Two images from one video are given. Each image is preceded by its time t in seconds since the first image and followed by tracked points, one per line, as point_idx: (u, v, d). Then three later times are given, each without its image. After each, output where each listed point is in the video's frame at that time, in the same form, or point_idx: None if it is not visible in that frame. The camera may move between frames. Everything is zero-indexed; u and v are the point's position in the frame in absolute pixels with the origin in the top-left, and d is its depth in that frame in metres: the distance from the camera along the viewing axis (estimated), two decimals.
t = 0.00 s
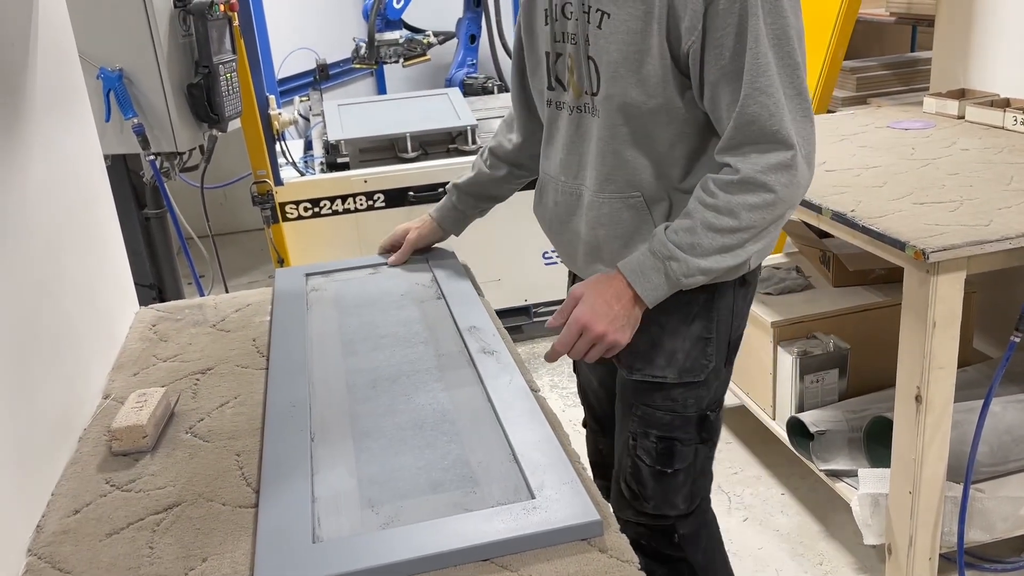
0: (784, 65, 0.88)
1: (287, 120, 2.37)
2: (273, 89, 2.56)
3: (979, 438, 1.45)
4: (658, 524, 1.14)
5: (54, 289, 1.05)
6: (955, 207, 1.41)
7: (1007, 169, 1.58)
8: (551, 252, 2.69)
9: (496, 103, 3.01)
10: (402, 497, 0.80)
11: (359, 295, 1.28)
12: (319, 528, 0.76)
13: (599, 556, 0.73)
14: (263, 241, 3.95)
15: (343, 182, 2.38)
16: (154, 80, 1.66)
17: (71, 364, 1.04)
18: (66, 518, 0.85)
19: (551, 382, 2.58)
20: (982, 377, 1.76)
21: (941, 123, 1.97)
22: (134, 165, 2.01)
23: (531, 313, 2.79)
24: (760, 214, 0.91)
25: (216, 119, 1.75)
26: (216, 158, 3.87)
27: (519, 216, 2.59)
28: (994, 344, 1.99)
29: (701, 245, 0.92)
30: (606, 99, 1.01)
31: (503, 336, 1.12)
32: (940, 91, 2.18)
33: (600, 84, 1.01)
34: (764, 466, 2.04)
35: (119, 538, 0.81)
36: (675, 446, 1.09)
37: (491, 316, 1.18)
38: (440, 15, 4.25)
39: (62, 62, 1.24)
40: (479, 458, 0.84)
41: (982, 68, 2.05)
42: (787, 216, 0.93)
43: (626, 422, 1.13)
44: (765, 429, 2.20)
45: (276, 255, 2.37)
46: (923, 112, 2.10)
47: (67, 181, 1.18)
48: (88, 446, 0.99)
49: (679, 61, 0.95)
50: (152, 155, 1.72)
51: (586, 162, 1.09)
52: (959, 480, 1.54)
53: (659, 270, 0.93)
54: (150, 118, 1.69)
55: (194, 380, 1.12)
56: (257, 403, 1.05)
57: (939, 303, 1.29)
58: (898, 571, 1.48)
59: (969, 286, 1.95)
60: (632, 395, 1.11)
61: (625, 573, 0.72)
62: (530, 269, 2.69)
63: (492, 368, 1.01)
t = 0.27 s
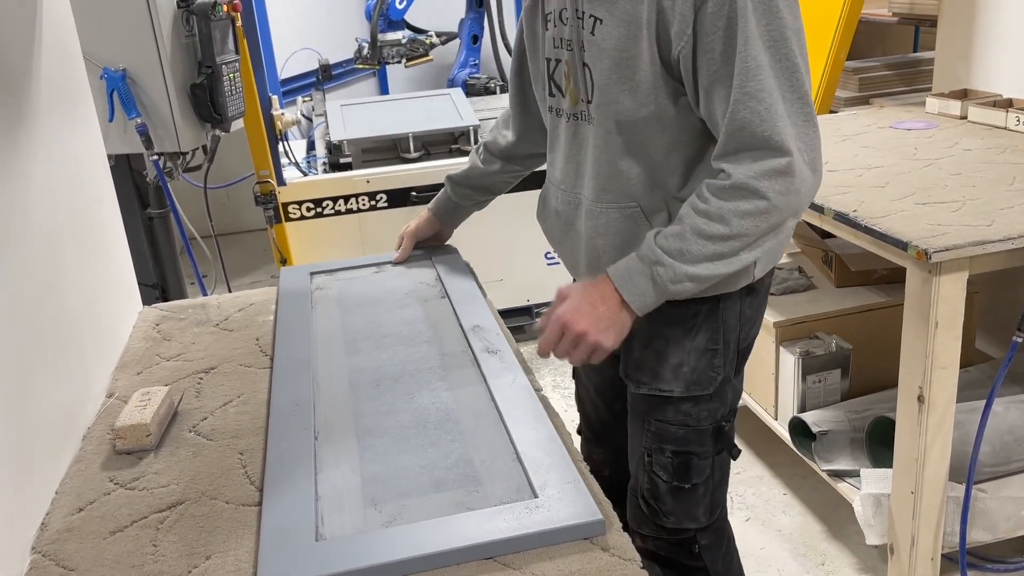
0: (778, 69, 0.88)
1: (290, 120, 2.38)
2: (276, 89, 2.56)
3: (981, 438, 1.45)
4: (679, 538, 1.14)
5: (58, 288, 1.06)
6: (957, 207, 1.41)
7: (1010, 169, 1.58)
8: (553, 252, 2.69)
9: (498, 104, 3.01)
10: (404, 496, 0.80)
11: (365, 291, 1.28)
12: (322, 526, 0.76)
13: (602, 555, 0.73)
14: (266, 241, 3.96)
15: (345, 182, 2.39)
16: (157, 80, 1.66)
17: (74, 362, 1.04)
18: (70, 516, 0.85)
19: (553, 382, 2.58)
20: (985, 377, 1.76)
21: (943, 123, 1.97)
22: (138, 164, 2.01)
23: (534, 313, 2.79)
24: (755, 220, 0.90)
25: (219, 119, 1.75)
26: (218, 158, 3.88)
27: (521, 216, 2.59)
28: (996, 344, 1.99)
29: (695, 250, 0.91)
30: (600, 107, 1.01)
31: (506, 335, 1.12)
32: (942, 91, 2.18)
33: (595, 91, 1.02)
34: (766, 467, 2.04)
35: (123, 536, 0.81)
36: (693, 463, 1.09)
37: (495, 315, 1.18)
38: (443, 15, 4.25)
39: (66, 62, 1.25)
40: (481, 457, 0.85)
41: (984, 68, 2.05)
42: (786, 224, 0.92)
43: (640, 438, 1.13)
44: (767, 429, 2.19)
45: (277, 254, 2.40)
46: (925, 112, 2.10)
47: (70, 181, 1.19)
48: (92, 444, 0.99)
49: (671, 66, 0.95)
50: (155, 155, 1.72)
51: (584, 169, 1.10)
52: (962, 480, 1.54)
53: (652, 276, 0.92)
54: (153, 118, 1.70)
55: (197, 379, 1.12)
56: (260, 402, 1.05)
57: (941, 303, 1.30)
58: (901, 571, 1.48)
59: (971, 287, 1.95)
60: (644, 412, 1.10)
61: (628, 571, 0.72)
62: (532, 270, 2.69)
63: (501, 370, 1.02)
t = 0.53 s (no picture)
0: (709, 73, 0.81)
1: (293, 120, 2.38)
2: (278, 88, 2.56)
3: (982, 437, 1.45)
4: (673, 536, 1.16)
5: (60, 287, 1.06)
6: (959, 206, 1.40)
7: (1012, 168, 1.58)
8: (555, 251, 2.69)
9: (500, 103, 3.01)
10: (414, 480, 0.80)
11: (389, 254, 1.29)
12: (332, 509, 0.77)
13: (602, 553, 0.73)
14: (268, 240, 3.96)
15: (347, 182, 2.38)
16: (160, 79, 1.67)
17: (77, 361, 1.05)
18: (72, 514, 0.86)
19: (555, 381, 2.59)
20: (986, 377, 1.76)
21: (945, 123, 1.97)
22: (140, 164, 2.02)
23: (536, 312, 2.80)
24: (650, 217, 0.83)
25: (221, 119, 1.76)
26: (220, 157, 3.88)
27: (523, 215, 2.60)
28: (998, 343, 1.99)
29: (574, 231, 0.86)
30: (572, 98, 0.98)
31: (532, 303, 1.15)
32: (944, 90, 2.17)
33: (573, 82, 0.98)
34: (767, 466, 2.04)
35: (125, 535, 0.81)
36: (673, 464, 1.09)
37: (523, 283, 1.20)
38: (445, 14, 4.26)
39: (69, 62, 1.25)
40: (494, 445, 0.85)
41: (986, 68, 2.04)
42: (682, 235, 0.84)
43: (628, 437, 1.13)
44: (768, 429, 2.19)
45: (280, 254, 2.44)
46: (927, 112, 2.10)
47: (73, 181, 1.19)
48: (95, 443, 0.99)
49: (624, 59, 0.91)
50: (157, 154, 1.73)
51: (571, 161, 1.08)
52: (963, 479, 1.54)
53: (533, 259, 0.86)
54: (155, 117, 1.70)
55: (199, 378, 1.13)
56: (263, 401, 1.05)
57: (942, 303, 1.30)
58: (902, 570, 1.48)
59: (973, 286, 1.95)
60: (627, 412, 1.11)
61: (628, 569, 0.72)
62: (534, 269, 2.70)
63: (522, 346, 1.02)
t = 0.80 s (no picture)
0: (580, 91, 0.81)
1: (294, 118, 2.38)
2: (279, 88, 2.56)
3: (983, 437, 1.45)
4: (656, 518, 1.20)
5: (62, 287, 1.06)
6: (960, 206, 1.40)
7: (1013, 168, 1.57)
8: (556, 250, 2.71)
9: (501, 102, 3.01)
10: (444, 433, 0.80)
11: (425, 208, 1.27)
12: (366, 457, 0.77)
13: (601, 552, 0.74)
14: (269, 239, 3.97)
15: (348, 181, 2.38)
16: (161, 79, 1.67)
17: (78, 361, 1.05)
18: (73, 513, 0.86)
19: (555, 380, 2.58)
20: (986, 377, 1.76)
21: (946, 122, 1.97)
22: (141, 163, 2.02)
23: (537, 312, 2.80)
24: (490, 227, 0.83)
25: (222, 118, 1.76)
26: (221, 156, 3.89)
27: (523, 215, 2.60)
28: (999, 343, 1.99)
29: (435, 236, 0.86)
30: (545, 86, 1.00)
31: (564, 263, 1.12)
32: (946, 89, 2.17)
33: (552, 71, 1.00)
34: (768, 465, 2.05)
35: (125, 534, 0.82)
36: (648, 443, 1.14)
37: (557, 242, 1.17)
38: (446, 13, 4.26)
39: (70, 62, 1.25)
40: (520, 397, 0.84)
41: (987, 67, 2.04)
42: (519, 242, 0.83)
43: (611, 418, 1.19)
44: (769, 428, 2.20)
45: (282, 253, 2.44)
46: (928, 111, 2.10)
47: (74, 181, 1.19)
48: (95, 442, 1.00)
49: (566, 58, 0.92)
50: (158, 154, 1.73)
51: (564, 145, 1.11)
52: (964, 479, 1.54)
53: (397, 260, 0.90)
54: (157, 117, 1.71)
55: (200, 377, 1.13)
56: (263, 400, 1.06)
57: (942, 303, 1.29)
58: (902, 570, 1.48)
59: (973, 286, 1.95)
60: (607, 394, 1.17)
61: (627, 569, 0.72)
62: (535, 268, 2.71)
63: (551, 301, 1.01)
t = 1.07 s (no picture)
0: (543, 67, 0.87)
1: (296, 118, 2.38)
2: (281, 87, 2.57)
3: (984, 436, 1.45)
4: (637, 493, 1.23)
5: (64, 285, 1.06)
6: (960, 205, 1.40)
7: (1013, 167, 1.57)
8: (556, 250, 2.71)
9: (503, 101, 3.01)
10: (493, 366, 0.82)
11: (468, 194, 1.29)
12: (429, 383, 0.80)
13: (602, 551, 0.74)
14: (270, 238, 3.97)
15: (349, 180, 2.39)
16: (162, 77, 1.67)
17: (80, 359, 1.05)
18: (75, 511, 0.86)
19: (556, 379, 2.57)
20: (987, 375, 1.76)
21: (947, 121, 1.97)
22: (143, 162, 2.02)
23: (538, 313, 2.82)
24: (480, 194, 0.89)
25: (224, 117, 1.76)
26: (223, 155, 3.89)
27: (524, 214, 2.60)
28: (1000, 342, 1.99)
29: (445, 210, 0.94)
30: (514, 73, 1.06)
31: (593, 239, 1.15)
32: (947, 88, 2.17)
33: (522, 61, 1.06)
34: (769, 464, 2.05)
35: (127, 532, 0.82)
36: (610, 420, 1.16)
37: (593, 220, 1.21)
38: (448, 13, 4.26)
39: (72, 61, 1.25)
40: (555, 337, 0.85)
41: (988, 66, 2.04)
42: (510, 207, 0.90)
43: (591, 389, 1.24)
44: (770, 427, 2.20)
45: (283, 252, 2.44)
46: (929, 110, 2.10)
47: (76, 180, 1.20)
48: (97, 441, 1.00)
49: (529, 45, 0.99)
50: (159, 153, 1.73)
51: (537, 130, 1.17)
52: (964, 478, 1.54)
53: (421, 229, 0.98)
54: (159, 115, 1.71)
55: (201, 375, 1.13)
56: (264, 398, 1.06)
57: (943, 302, 1.30)
58: (903, 568, 1.48)
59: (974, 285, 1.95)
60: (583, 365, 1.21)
61: (628, 567, 0.72)
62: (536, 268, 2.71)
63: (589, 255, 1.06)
